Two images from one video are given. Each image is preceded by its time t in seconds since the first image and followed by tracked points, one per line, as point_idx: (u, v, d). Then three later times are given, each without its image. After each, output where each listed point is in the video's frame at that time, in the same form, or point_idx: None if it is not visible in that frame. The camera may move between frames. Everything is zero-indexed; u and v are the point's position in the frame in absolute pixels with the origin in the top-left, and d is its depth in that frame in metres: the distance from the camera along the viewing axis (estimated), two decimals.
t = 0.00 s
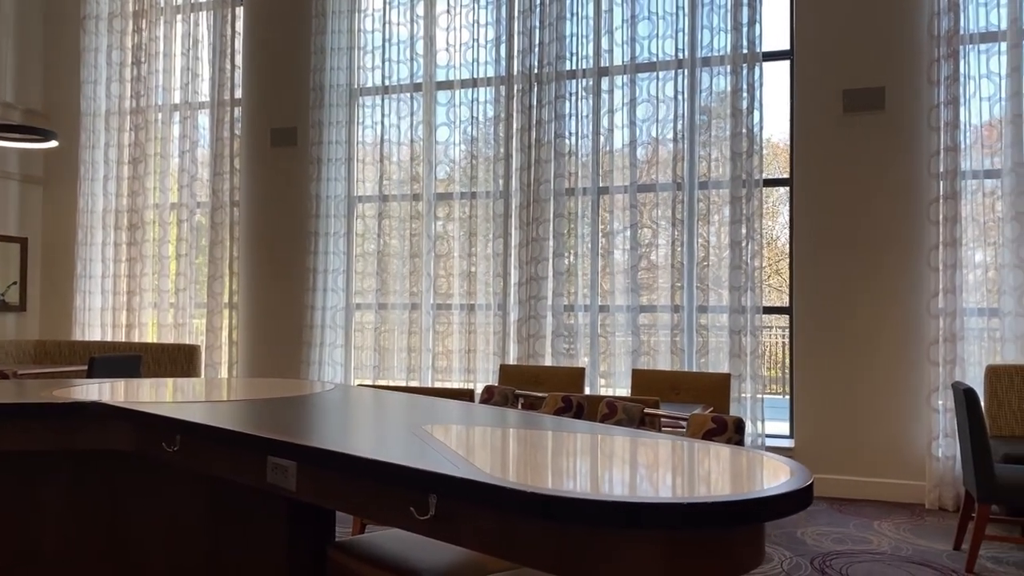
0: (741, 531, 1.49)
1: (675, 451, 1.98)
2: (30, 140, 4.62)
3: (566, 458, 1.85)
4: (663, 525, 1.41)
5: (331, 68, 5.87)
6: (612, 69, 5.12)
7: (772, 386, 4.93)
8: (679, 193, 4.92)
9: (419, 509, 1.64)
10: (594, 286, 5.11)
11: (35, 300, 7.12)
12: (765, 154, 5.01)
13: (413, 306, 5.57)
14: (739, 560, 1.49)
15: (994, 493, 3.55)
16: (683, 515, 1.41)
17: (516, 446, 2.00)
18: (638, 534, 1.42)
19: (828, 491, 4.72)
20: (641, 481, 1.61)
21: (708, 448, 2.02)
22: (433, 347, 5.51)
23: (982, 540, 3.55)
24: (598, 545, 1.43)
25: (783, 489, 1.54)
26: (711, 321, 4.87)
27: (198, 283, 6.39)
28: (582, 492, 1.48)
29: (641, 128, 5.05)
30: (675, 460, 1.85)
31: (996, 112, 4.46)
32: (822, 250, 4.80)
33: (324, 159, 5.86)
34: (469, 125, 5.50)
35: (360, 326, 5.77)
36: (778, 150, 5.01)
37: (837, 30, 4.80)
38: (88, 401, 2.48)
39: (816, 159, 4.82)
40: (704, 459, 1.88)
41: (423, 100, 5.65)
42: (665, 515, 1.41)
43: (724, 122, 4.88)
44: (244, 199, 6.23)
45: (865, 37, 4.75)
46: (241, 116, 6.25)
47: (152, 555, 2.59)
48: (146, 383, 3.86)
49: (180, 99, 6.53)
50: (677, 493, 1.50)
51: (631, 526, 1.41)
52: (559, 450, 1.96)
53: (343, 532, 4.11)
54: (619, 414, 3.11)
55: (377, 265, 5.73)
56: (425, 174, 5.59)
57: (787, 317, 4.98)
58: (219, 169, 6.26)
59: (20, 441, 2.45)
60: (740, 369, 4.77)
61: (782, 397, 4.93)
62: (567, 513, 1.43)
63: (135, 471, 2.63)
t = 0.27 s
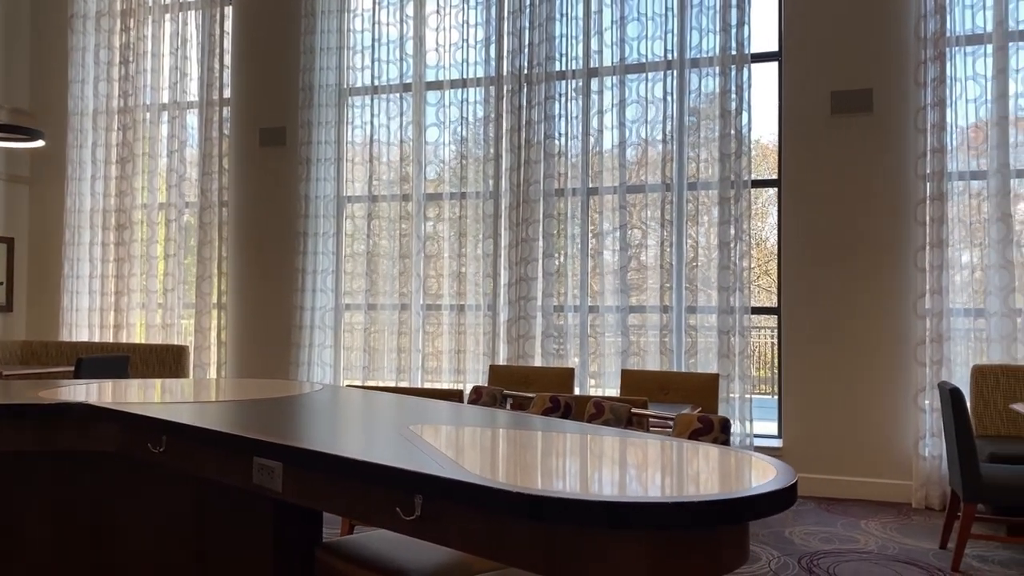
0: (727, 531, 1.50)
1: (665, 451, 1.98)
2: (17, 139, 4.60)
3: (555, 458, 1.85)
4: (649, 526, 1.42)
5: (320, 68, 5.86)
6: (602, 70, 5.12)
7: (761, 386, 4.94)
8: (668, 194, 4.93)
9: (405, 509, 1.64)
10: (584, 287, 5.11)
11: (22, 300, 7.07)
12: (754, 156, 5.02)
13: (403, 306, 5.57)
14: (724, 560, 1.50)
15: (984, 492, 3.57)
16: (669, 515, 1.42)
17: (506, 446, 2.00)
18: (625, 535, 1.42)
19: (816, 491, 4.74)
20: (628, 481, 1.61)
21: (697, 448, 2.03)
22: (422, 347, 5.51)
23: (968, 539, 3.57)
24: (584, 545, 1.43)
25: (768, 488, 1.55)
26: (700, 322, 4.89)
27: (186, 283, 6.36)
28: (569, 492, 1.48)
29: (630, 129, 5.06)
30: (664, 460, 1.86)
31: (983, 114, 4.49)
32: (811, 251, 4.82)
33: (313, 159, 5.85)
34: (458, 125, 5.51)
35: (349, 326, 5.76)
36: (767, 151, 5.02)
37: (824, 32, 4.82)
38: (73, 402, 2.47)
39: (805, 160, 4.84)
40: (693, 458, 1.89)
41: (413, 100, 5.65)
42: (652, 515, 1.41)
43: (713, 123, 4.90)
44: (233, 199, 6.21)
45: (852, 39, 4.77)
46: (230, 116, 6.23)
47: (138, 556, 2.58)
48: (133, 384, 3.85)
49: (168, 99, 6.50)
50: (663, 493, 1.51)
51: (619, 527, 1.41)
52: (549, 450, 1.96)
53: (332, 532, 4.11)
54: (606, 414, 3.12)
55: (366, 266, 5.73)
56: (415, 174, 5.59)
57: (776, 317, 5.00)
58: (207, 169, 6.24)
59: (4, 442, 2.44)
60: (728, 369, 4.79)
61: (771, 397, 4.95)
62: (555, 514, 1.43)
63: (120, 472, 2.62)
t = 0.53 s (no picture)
0: (711, 530, 1.50)
1: (654, 451, 1.99)
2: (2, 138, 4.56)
3: (543, 459, 1.85)
4: (636, 525, 1.42)
5: (309, 68, 5.86)
6: (590, 71, 5.14)
7: (749, 386, 4.94)
8: (656, 195, 4.95)
9: (390, 510, 1.63)
10: (572, 288, 5.12)
11: (7, 300, 7.02)
12: (742, 157, 5.03)
13: (392, 306, 5.56)
14: (708, 560, 1.50)
15: (989, 492, 3.57)
16: (652, 514, 1.42)
17: (496, 447, 2.00)
18: (611, 533, 1.43)
19: (803, 490, 4.77)
20: (614, 481, 1.62)
21: (685, 448, 2.04)
22: (411, 347, 5.51)
23: (952, 537, 3.60)
24: (570, 544, 1.44)
25: (752, 488, 1.55)
26: (688, 322, 4.91)
27: (173, 284, 6.34)
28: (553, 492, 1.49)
29: (619, 130, 5.07)
30: (652, 460, 1.86)
31: (968, 115, 4.52)
32: (797, 252, 4.84)
33: (301, 159, 5.83)
34: (447, 125, 5.51)
35: (338, 326, 5.75)
36: (755, 152, 5.03)
37: (811, 34, 4.85)
38: (57, 403, 2.46)
39: (792, 161, 4.86)
40: (681, 458, 1.89)
41: (402, 100, 5.65)
42: (636, 514, 1.42)
43: (700, 124, 4.92)
44: (221, 199, 6.19)
45: (838, 41, 4.80)
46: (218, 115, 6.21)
47: (124, 558, 2.57)
48: (119, 385, 3.83)
49: (156, 98, 6.47)
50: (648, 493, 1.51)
51: (605, 525, 1.42)
52: (539, 451, 1.97)
53: (319, 533, 4.10)
54: (594, 414, 3.12)
55: (355, 266, 5.72)
56: (404, 174, 5.58)
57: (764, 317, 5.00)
58: (195, 169, 6.20)
59: None
60: (716, 369, 4.81)
61: (759, 397, 4.95)
62: (539, 513, 1.43)
63: (106, 473, 2.61)
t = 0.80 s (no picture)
0: (693, 528, 1.51)
1: (641, 450, 2.00)
2: None
3: (530, 458, 1.86)
4: (619, 522, 1.43)
5: (296, 66, 5.84)
6: (578, 70, 5.14)
7: (737, 386, 4.96)
8: (644, 194, 4.96)
9: (375, 509, 1.63)
10: (560, 287, 5.13)
11: None
12: (730, 157, 5.05)
13: (379, 306, 5.56)
14: (690, 558, 1.51)
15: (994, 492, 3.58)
16: (635, 512, 1.43)
17: (484, 446, 2.00)
18: (595, 531, 1.44)
19: (789, 489, 4.79)
20: (598, 480, 1.62)
21: (672, 446, 2.05)
22: (399, 347, 5.50)
23: (936, 535, 3.63)
24: (553, 543, 1.44)
25: (735, 486, 1.56)
26: (675, 321, 4.93)
27: (159, 282, 6.31)
28: (537, 490, 1.49)
29: (606, 129, 5.08)
30: (640, 458, 1.87)
31: (952, 116, 4.56)
32: (783, 251, 4.87)
33: (288, 158, 5.82)
34: (435, 124, 5.51)
35: (325, 326, 5.74)
36: (742, 152, 5.05)
37: (796, 34, 4.87)
38: (41, 403, 2.45)
39: (778, 161, 4.89)
40: (668, 457, 1.90)
41: (389, 99, 5.64)
42: (619, 512, 1.43)
43: (687, 124, 4.94)
44: (208, 198, 6.16)
45: (823, 41, 4.83)
46: (204, 114, 6.18)
47: (107, 558, 2.56)
48: (104, 385, 3.82)
49: (142, 96, 6.44)
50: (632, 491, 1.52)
51: (589, 523, 1.43)
52: (527, 450, 1.97)
53: (306, 533, 4.09)
54: (579, 413, 3.13)
55: (342, 265, 5.71)
56: (391, 173, 5.58)
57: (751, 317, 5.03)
58: (181, 167, 6.15)
59: None
60: (703, 368, 4.83)
61: (745, 396, 4.97)
62: (523, 511, 1.44)
63: (90, 473, 2.60)
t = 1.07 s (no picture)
0: (674, 526, 1.51)
1: (627, 449, 2.00)
2: None
3: (516, 457, 1.86)
4: (600, 520, 1.44)
5: (282, 65, 5.82)
6: (564, 70, 5.15)
7: (723, 385, 4.97)
8: (630, 194, 4.98)
9: (357, 508, 1.63)
10: (547, 287, 5.14)
11: None
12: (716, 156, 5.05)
13: (366, 305, 5.55)
14: (672, 556, 1.51)
15: (998, 492, 3.56)
16: (614, 510, 1.44)
17: (471, 446, 2.00)
18: (576, 530, 1.45)
19: (773, 487, 4.82)
20: (580, 479, 1.63)
21: (658, 445, 2.06)
22: (385, 346, 5.50)
23: (918, 532, 3.66)
24: (534, 541, 1.45)
25: (716, 484, 1.57)
26: (661, 320, 4.94)
27: (144, 282, 6.27)
28: (518, 489, 1.49)
29: (593, 129, 5.09)
30: (625, 457, 1.88)
31: (935, 117, 4.59)
32: (768, 251, 4.90)
33: (274, 157, 5.80)
34: (421, 123, 5.51)
35: (311, 325, 5.73)
36: (728, 152, 5.06)
37: (780, 35, 4.91)
38: (21, 404, 2.44)
39: (763, 161, 4.91)
40: (654, 455, 1.91)
41: (376, 97, 5.63)
42: (599, 510, 1.43)
43: (673, 124, 4.96)
44: (193, 197, 6.13)
45: (808, 43, 4.86)
46: (189, 112, 6.14)
47: (87, 559, 2.55)
48: (87, 385, 3.80)
49: (126, 94, 6.40)
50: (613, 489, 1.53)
51: (570, 522, 1.44)
52: (514, 449, 1.97)
53: (291, 533, 4.08)
54: (564, 411, 3.14)
55: (328, 264, 5.69)
56: (378, 172, 5.57)
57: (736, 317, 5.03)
58: (166, 166, 6.11)
59: None
60: (689, 367, 4.85)
61: (730, 395, 5.01)
62: (503, 510, 1.44)
63: (71, 474, 2.59)
